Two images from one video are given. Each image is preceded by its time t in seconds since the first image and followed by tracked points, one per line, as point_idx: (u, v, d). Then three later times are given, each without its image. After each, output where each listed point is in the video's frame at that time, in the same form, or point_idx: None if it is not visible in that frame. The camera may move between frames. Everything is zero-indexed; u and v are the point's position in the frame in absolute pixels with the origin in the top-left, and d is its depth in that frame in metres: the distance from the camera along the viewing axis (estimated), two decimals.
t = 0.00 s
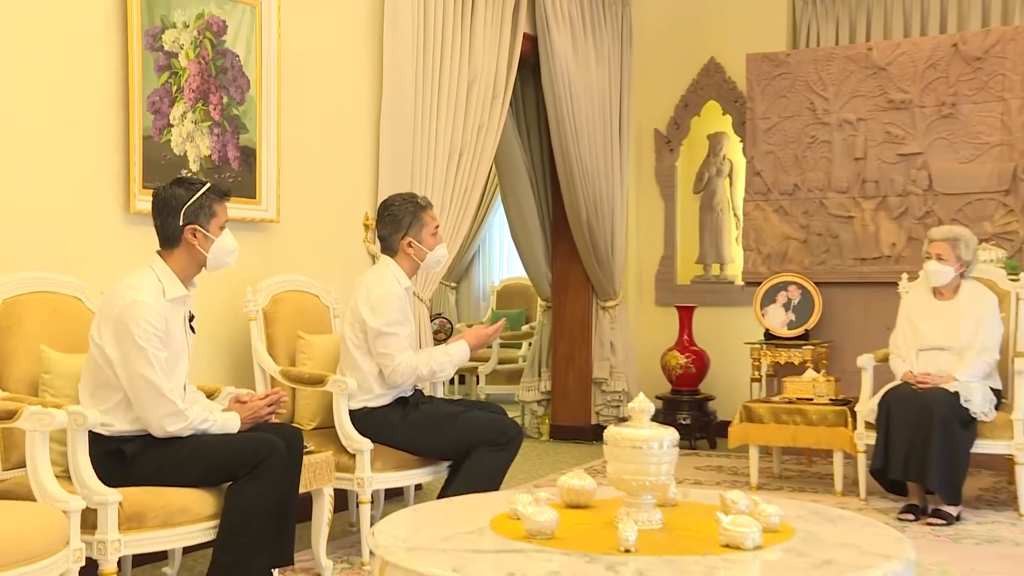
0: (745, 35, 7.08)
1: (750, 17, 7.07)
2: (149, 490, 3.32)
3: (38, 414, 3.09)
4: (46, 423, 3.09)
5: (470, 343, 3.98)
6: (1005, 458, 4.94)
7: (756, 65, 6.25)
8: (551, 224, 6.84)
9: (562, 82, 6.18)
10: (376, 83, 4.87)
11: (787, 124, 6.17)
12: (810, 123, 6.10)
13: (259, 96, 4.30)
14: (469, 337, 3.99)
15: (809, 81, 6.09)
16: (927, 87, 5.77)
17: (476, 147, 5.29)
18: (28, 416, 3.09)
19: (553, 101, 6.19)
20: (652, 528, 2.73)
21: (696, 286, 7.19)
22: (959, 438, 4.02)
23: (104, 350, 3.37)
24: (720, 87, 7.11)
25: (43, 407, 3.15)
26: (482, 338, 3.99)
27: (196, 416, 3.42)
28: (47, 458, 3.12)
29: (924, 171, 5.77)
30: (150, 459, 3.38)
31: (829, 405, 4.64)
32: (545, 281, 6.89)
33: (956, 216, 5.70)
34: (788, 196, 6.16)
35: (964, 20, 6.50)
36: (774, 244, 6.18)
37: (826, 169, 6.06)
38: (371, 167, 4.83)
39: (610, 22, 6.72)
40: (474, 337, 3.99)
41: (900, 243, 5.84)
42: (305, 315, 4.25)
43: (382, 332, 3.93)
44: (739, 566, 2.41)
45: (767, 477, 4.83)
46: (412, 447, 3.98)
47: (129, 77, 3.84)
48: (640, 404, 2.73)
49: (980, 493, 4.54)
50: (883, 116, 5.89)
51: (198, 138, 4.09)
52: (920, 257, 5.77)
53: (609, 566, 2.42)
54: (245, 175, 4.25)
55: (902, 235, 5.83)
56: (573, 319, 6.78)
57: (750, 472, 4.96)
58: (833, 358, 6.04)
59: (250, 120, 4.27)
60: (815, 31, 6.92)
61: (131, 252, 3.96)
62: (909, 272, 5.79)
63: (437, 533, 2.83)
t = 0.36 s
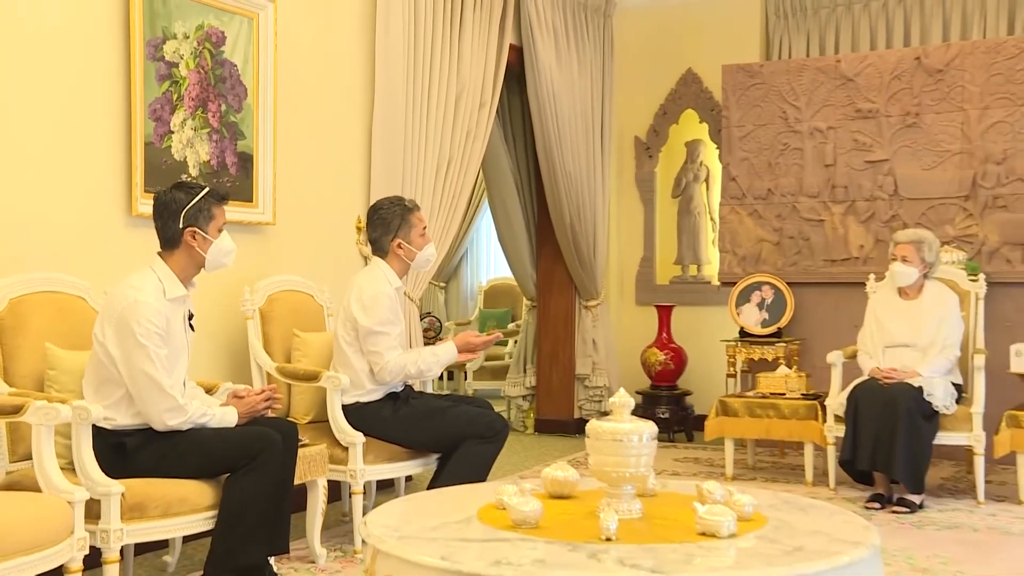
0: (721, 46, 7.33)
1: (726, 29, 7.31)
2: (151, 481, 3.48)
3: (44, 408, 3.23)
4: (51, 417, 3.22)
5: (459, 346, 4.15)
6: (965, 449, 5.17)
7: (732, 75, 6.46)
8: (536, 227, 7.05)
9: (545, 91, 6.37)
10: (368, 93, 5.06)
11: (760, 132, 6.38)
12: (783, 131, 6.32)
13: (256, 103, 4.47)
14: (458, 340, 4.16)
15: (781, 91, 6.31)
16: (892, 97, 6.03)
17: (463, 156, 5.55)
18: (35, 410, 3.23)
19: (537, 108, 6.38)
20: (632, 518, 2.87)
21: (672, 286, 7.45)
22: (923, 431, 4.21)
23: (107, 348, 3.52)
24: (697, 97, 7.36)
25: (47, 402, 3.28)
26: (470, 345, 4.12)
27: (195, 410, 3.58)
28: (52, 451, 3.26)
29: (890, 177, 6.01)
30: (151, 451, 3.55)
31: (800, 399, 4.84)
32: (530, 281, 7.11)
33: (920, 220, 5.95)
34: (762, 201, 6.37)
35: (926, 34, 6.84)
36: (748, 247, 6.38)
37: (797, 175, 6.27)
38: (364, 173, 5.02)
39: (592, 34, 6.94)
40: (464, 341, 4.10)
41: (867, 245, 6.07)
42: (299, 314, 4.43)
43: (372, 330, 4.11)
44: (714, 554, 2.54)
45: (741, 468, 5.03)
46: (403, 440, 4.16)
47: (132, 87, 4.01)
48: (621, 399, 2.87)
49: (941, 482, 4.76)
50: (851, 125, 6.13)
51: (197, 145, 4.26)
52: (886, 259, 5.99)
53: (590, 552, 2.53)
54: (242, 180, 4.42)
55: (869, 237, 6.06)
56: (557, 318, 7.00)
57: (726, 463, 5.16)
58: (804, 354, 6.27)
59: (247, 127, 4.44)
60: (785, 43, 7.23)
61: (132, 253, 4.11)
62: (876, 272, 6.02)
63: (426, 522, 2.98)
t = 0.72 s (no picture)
0: (701, 57, 7.55)
1: (705, 40, 7.53)
2: (156, 472, 3.67)
3: (52, 403, 3.39)
4: (59, 411, 3.39)
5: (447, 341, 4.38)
6: (929, 441, 5.41)
7: (707, 86, 6.69)
8: (522, 229, 7.27)
9: (532, 101, 6.58)
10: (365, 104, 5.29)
11: (736, 140, 6.61)
12: (757, 139, 6.55)
13: (255, 112, 4.67)
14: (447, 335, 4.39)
15: (756, 102, 6.55)
16: (859, 107, 6.27)
17: (453, 161, 5.78)
18: (43, 405, 3.39)
19: (524, 117, 6.59)
20: (613, 506, 3.04)
21: (653, 286, 7.66)
22: (889, 423, 4.44)
23: (112, 345, 3.69)
24: (676, 106, 7.57)
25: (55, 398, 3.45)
26: (458, 338, 4.37)
27: (197, 404, 3.74)
28: (60, 443, 3.42)
29: (858, 183, 6.25)
30: (156, 442, 3.71)
31: (774, 395, 5.05)
32: (517, 282, 7.34)
33: (887, 223, 6.19)
34: (737, 205, 6.60)
35: (891, 46, 7.21)
36: (725, 248, 6.60)
37: (771, 181, 6.50)
38: (357, 177, 5.24)
39: (576, 47, 7.24)
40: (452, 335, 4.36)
41: (836, 247, 6.30)
42: (297, 313, 4.62)
43: (368, 329, 4.30)
44: (690, 542, 2.64)
45: (717, 459, 5.25)
46: (395, 434, 4.36)
47: (136, 96, 4.19)
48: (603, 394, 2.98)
49: (905, 472, 4.99)
50: (821, 133, 6.37)
51: (198, 151, 4.44)
52: (854, 261, 6.23)
53: (573, 540, 2.67)
54: (242, 184, 4.61)
55: (839, 240, 6.29)
56: (542, 317, 7.23)
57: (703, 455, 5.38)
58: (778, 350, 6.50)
59: (246, 134, 4.64)
60: (761, 56, 7.54)
61: (136, 254, 4.29)
62: (845, 274, 6.26)
63: (418, 513, 3.17)
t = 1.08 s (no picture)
0: (671, 69, 7.78)
1: (675, 52, 7.78)
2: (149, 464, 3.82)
3: (48, 399, 3.44)
4: (54, 407, 3.44)
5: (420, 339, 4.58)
6: (885, 433, 5.68)
7: (678, 96, 7.02)
8: (500, 231, 7.48)
9: (510, 111, 6.79)
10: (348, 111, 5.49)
11: (704, 147, 6.95)
12: (724, 146, 6.88)
13: (243, 120, 4.85)
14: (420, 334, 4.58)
15: (723, 110, 6.88)
16: (821, 117, 6.58)
17: (434, 167, 6.01)
18: (38, 401, 3.44)
19: (501, 126, 6.80)
20: (586, 497, 3.12)
21: (625, 287, 7.87)
22: (848, 416, 4.66)
23: (105, 342, 3.76)
24: (647, 115, 7.79)
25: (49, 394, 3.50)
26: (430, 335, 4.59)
27: (187, 400, 3.81)
28: (55, 437, 3.48)
29: (819, 188, 6.56)
30: (148, 436, 3.79)
31: (741, 389, 5.27)
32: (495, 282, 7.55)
33: (846, 227, 6.49)
34: (706, 209, 6.93)
35: (848, 60, 7.55)
36: (693, 250, 6.93)
37: (738, 187, 6.83)
38: (340, 182, 5.44)
39: (551, 58, 7.51)
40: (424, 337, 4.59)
41: (799, 249, 6.61)
42: (283, 311, 4.80)
43: (354, 327, 4.49)
44: (658, 530, 2.70)
45: (687, 451, 5.47)
46: (377, 429, 4.55)
47: (129, 103, 4.35)
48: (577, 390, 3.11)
49: (863, 463, 5.23)
50: (784, 141, 6.69)
51: (189, 157, 4.62)
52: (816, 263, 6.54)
53: (549, 529, 2.75)
54: (230, 189, 4.78)
55: (801, 242, 6.60)
56: (519, 317, 7.43)
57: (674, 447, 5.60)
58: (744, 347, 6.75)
59: (235, 140, 4.82)
60: (726, 68, 7.83)
61: (128, 256, 4.44)
62: (806, 275, 6.57)
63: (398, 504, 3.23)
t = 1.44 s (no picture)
0: (646, 80, 8.01)
1: (649, 63, 8.01)
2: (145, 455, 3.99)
3: (46, 394, 3.58)
4: (52, 402, 3.58)
5: (397, 337, 4.81)
6: (846, 426, 5.93)
7: (650, 105, 7.23)
8: (481, 233, 7.69)
9: (491, 118, 7.00)
10: (336, 118, 5.71)
11: (676, 154, 7.15)
12: (695, 153, 7.10)
13: (234, 126, 5.04)
14: (396, 331, 4.82)
15: (693, 119, 7.09)
16: (786, 125, 6.81)
17: (418, 173, 6.23)
18: (36, 396, 3.58)
19: (482, 132, 7.01)
20: (564, 487, 3.29)
21: (601, 287, 8.10)
22: (811, 410, 4.90)
23: (101, 340, 3.90)
24: (621, 123, 8.02)
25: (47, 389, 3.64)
26: (406, 332, 4.86)
27: (180, 396, 3.96)
28: (53, 430, 3.63)
29: (785, 194, 6.80)
30: (142, 431, 3.94)
31: (711, 385, 5.49)
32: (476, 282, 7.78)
33: (810, 230, 6.74)
34: (677, 213, 7.15)
35: (811, 71, 7.82)
36: (665, 252, 7.16)
37: (708, 192, 7.05)
38: (327, 187, 5.66)
39: (529, 68, 7.74)
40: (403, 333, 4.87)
41: (766, 252, 6.86)
42: (272, 310, 5.00)
43: (343, 326, 4.68)
44: (632, 520, 2.83)
45: (660, 444, 5.69)
46: (362, 423, 4.74)
47: (125, 110, 4.52)
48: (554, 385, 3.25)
49: (826, 454, 5.48)
50: (751, 149, 6.92)
51: (182, 162, 4.80)
52: (782, 264, 6.79)
53: (526, 519, 2.85)
54: (222, 192, 4.97)
55: (768, 245, 6.85)
56: (500, 315, 7.65)
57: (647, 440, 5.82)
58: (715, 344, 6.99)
59: (226, 146, 5.00)
60: (696, 78, 8.07)
61: (124, 257, 4.61)
62: (773, 276, 6.81)
63: (383, 494, 3.38)
